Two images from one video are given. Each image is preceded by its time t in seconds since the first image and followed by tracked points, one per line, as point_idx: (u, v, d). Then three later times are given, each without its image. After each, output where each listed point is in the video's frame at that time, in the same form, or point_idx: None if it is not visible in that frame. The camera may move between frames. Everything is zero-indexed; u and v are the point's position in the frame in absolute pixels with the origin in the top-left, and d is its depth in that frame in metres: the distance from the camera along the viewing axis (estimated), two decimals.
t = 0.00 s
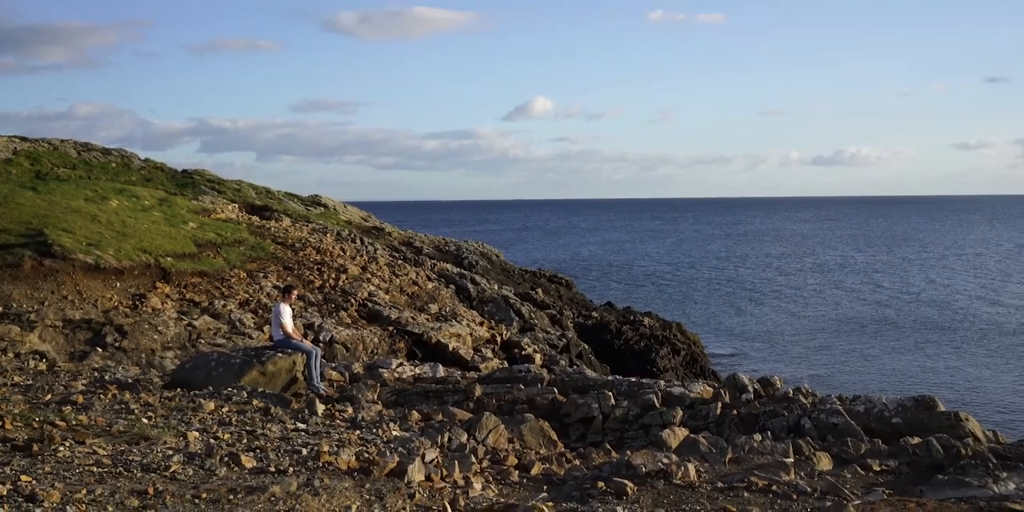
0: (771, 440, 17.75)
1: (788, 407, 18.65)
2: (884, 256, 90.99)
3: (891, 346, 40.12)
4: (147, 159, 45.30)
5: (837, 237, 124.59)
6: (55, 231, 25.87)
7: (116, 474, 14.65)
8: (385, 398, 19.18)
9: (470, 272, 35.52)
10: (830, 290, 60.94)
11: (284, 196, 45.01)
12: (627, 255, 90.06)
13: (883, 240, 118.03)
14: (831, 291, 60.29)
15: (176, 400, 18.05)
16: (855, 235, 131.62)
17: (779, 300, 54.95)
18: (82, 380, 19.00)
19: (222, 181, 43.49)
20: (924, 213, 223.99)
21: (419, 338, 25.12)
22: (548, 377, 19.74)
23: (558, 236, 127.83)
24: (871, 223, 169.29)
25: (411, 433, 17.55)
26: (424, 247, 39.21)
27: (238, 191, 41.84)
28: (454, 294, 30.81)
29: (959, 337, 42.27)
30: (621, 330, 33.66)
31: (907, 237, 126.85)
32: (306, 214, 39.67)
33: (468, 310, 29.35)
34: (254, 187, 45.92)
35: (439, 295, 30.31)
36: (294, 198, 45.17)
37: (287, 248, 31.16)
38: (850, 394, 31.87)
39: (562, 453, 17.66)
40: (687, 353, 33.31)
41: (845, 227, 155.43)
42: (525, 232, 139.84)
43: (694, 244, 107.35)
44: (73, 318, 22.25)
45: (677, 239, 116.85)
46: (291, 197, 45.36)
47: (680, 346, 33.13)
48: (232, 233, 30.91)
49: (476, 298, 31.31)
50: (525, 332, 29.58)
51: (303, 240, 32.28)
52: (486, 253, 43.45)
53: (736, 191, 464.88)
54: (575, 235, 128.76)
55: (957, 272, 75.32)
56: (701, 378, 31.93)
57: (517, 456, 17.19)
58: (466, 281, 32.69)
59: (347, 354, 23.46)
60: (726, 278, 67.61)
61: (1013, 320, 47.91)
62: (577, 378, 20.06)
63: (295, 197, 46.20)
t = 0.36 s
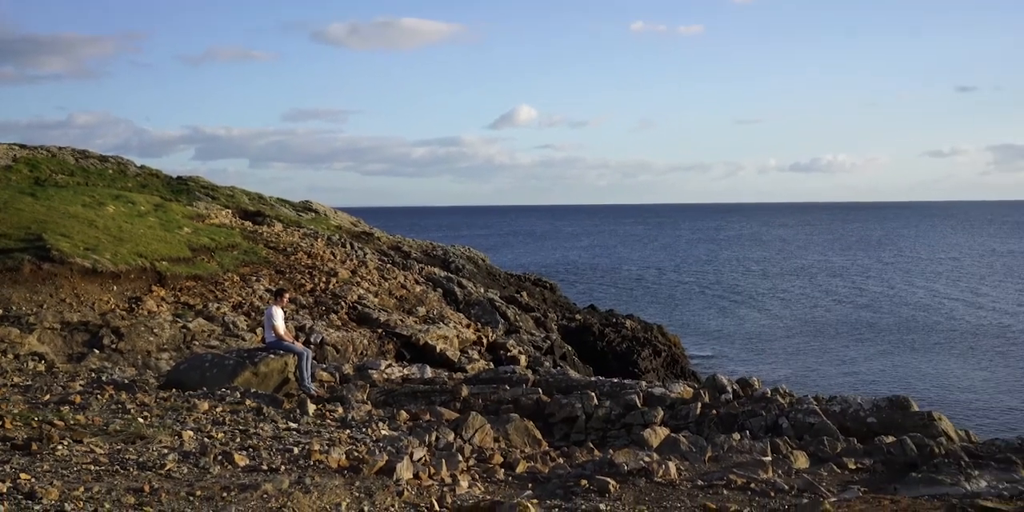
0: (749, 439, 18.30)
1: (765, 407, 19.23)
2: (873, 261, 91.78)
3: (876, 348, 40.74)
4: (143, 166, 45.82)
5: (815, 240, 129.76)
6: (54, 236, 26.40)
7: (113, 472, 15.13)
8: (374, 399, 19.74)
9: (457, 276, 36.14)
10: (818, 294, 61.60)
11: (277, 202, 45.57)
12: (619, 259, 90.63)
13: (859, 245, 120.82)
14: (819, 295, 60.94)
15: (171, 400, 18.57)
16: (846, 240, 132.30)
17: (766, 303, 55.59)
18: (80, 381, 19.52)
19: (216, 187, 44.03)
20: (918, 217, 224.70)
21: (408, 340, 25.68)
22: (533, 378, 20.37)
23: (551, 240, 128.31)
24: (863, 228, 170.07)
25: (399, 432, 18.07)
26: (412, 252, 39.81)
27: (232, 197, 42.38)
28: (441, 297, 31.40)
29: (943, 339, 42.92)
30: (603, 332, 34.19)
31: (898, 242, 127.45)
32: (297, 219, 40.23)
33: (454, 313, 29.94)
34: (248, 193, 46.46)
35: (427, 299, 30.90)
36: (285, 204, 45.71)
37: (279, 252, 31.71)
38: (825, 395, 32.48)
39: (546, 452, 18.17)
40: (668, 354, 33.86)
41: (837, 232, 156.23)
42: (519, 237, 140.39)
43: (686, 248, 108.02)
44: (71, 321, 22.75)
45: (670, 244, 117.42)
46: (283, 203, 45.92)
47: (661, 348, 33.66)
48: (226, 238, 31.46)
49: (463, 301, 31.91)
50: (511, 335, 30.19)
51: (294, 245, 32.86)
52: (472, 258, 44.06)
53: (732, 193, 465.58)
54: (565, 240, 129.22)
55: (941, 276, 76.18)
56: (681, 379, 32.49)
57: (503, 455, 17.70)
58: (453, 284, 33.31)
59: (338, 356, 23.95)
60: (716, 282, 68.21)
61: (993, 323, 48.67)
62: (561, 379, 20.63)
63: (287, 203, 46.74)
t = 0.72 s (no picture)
0: (728, 438, 18.85)
1: (743, 407, 19.83)
2: (861, 265, 92.61)
3: (859, 350, 41.38)
4: (138, 173, 46.36)
5: (802, 244, 135.04)
6: (52, 240, 26.95)
7: (109, 470, 15.65)
8: (363, 399, 20.34)
9: (444, 280, 36.75)
10: (805, 297, 62.30)
11: (270, 208, 46.17)
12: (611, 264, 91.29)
13: (848, 249, 121.75)
14: (806, 298, 61.63)
15: (166, 400, 19.13)
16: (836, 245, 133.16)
17: (752, 306, 56.26)
18: (78, 381, 20.06)
19: (210, 194, 44.60)
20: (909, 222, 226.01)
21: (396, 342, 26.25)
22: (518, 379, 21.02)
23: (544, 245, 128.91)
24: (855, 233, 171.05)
25: (388, 431, 18.61)
26: (400, 256, 40.44)
27: (225, 203, 42.96)
28: (429, 300, 32.00)
29: (925, 342, 43.61)
30: (586, 334, 34.72)
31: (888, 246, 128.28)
32: (289, 224, 40.80)
33: (441, 316, 30.54)
34: (241, 199, 47.03)
35: (414, 301, 31.50)
36: (277, 210, 46.30)
37: (271, 256, 32.30)
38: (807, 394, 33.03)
39: (531, 451, 18.71)
40: (649, 355, 34.41)
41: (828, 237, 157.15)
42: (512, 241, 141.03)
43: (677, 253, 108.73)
44: (68, 323, 23.28)
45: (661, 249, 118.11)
46: (275, 208, 46.52)
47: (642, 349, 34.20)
48: (220, 243, 32.04)
49: (449, 304, 32.56)
50: (496, 337, 30.83)
51: (286, 249, 33.46)
52: (458, 262, 44.70)
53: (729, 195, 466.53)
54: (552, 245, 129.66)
55: (924, 280, 77.00)
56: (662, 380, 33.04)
57: (489, 453, 18.24)
58: (440, 288, 33.94)
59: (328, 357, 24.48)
60: (705, 286, 68.86)
61: (974, 325, 49.43)
62: (545, 380, 21.24)
63: (279, 208, 47.31)
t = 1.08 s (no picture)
0: (707, 437, 19.44)
1: (721, 407, 20.53)
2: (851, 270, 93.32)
3: (844, 351, 42.02)
4: (134, 180, 46.95)
5: (793, 248, 135.99)
6: (51, 245, 27.54)
7: (106, 468, 16.22)
8: (352, 399, 20.97)
9: (431, 284, 37.40)
10: (793, 301, 63.02)
11: (263, 214, 46.78)
12: (604, 268, 91.89)
13: (838, 254, 122.56)
14: (794, 302, 62.34)
15: (161, 401, 19.71)
16: (827, 250, 134.03)
17: (740, 310, 56.93)
18: (75, 382, 20.64)
19: (204, 200, 45.20)
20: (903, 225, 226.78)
21: (384, 344, 26.84)
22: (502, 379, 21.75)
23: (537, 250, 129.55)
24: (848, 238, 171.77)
25: (376, 430, 19.19)
26: (388, 260, 41.08)
27: (219, 208, 43.58)
28: (416, 303, 32.64)
29: (909, 344, 44.29)
30: (569, 337, 35.37)
31: (879, 251, 129.11)
32: (281, 230, 41.42)
33: (428, 318, 31.18)
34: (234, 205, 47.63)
35: (402, 304, 32.13)
36: (270, 216, 46.91)
37: (263, 261, 32.92)
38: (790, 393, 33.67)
39: (515, 450, 19.30)
40: (630, 356, 35.07)
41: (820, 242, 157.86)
42: (507, 247, 141.70)
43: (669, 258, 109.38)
44: (66, 326, 23.86)
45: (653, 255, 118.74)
46: (267, 214, 47.13)
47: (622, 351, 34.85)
48: (213, 247, 32.63)
49: (436, 307, 33.22)
50: (481, 338, 31.48)
51: (278, 254, 34.08)
52: (445, 266, 45.35)
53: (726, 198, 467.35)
54: (537, 251, 129.89)
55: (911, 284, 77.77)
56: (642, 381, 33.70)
57: (474, 452, 18.81)
58: (427, 291, 34.59)
59: (319, 358, 25.05)
60: (695, 290, 69.55)
61: (958, 328, 50.15)
62: (529, 381, 21.89)
63: (271, 214, 47.90)
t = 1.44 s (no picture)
0: (685, 437, 20.08)
1: (700, 406, 21.24)
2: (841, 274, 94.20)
3: (829, 353, 42.75)
4: (130, 187, 47.57)
5: (783, 253, 137.14)
6: (49, 250, 28.15)
7: (103, 466, 16.82)
8: (341, 399, 21.64)
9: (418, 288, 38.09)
10: (780, 304, 63.85)
11: (255, 219, 47.43)
12: (597, 273, 92.58)
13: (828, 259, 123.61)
14: (781, 305, 63.16)
15: (156, 401, 20.34)
16: (817, 255, 135.15)
17: (727, 312, 57.70)
18: (73, 383, 21.25)
19: (199, 206, 45.83)
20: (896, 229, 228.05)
21: (373, 346, 27.42)
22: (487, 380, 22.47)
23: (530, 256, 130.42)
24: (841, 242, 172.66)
25: (365, 429, 19.80)
26: (376, 265, 41.71)
27: (212, 214, 44.22)
28: (403, 306, 33.31)
29: (892, 346, 45.05)
30: (551, 339, 36.12)
31: (868, 255, 130.20)
32: (272, 235, 42.09)
33: (416, 321, 31.84)
34: (228, 211, 48.27)
35: (390, 307, 32.79)
36: (262, 221, 47.55)
37: (255, 265, 33.56)
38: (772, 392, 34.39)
39: (499, 448, 19.92)
40: (610, 358, 35.83)
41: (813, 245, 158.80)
42: (500, 252, 142.50)
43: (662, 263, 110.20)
44: (64, 328, 24.48)
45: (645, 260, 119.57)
46: (259, 220, 47.76)
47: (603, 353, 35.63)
48: (207, 252, 33.26)
49: (422, 310, 33.90)
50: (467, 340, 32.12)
51: (269, 258, 34.72)
52: (431, 271, 46.02)
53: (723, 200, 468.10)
54: (530, 256, 130.86)
55: (899, 287, 78.61)
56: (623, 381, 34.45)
57: (460, 450, 19.42)
58: (414, 295, 35.26)
59: (309, 359, 25.63)
60: (685, 294, 70.29)
61: (942, 330, 50.95)
62: (513, 382, 22.59)
63: (263, 220, 48.52)
